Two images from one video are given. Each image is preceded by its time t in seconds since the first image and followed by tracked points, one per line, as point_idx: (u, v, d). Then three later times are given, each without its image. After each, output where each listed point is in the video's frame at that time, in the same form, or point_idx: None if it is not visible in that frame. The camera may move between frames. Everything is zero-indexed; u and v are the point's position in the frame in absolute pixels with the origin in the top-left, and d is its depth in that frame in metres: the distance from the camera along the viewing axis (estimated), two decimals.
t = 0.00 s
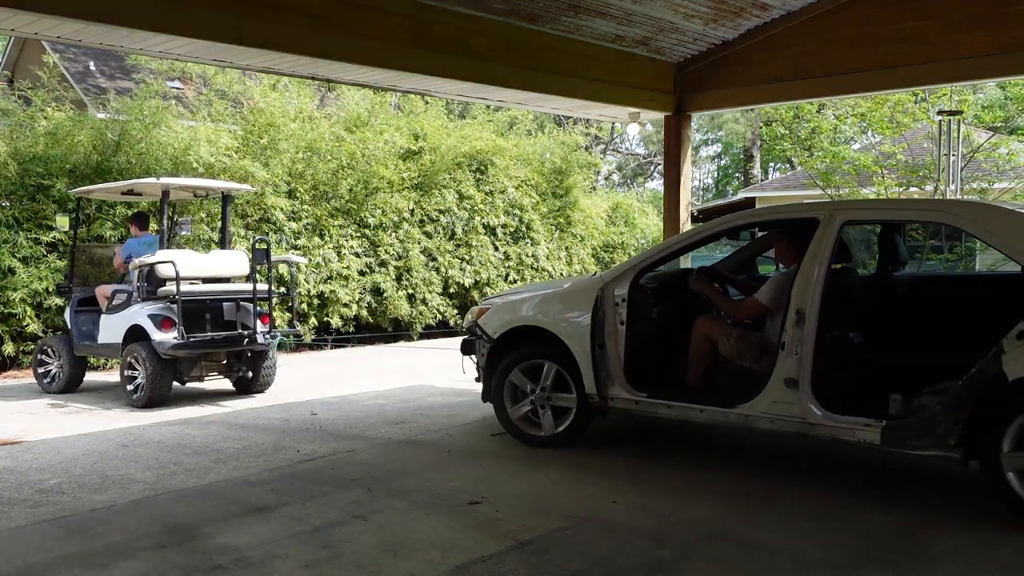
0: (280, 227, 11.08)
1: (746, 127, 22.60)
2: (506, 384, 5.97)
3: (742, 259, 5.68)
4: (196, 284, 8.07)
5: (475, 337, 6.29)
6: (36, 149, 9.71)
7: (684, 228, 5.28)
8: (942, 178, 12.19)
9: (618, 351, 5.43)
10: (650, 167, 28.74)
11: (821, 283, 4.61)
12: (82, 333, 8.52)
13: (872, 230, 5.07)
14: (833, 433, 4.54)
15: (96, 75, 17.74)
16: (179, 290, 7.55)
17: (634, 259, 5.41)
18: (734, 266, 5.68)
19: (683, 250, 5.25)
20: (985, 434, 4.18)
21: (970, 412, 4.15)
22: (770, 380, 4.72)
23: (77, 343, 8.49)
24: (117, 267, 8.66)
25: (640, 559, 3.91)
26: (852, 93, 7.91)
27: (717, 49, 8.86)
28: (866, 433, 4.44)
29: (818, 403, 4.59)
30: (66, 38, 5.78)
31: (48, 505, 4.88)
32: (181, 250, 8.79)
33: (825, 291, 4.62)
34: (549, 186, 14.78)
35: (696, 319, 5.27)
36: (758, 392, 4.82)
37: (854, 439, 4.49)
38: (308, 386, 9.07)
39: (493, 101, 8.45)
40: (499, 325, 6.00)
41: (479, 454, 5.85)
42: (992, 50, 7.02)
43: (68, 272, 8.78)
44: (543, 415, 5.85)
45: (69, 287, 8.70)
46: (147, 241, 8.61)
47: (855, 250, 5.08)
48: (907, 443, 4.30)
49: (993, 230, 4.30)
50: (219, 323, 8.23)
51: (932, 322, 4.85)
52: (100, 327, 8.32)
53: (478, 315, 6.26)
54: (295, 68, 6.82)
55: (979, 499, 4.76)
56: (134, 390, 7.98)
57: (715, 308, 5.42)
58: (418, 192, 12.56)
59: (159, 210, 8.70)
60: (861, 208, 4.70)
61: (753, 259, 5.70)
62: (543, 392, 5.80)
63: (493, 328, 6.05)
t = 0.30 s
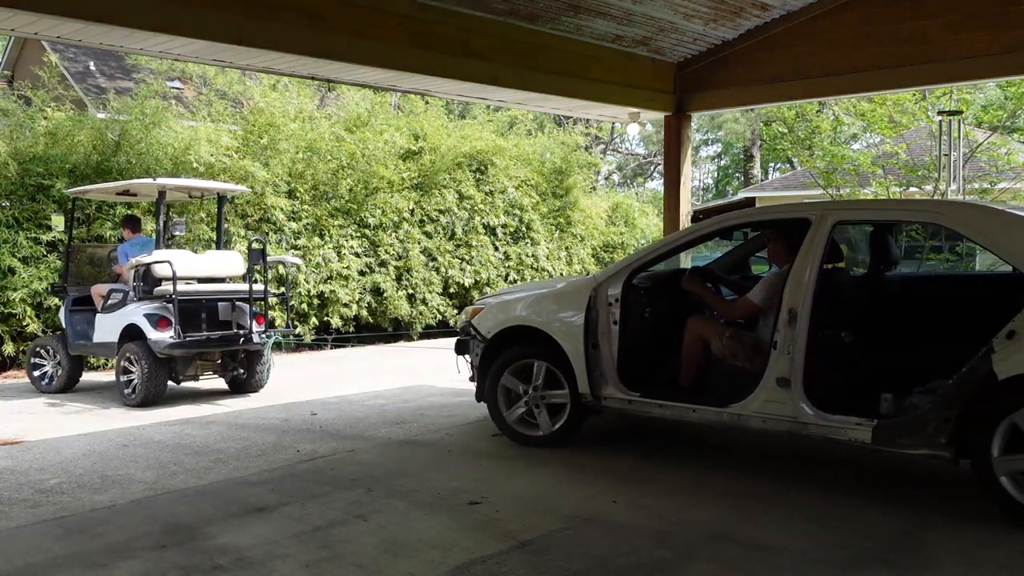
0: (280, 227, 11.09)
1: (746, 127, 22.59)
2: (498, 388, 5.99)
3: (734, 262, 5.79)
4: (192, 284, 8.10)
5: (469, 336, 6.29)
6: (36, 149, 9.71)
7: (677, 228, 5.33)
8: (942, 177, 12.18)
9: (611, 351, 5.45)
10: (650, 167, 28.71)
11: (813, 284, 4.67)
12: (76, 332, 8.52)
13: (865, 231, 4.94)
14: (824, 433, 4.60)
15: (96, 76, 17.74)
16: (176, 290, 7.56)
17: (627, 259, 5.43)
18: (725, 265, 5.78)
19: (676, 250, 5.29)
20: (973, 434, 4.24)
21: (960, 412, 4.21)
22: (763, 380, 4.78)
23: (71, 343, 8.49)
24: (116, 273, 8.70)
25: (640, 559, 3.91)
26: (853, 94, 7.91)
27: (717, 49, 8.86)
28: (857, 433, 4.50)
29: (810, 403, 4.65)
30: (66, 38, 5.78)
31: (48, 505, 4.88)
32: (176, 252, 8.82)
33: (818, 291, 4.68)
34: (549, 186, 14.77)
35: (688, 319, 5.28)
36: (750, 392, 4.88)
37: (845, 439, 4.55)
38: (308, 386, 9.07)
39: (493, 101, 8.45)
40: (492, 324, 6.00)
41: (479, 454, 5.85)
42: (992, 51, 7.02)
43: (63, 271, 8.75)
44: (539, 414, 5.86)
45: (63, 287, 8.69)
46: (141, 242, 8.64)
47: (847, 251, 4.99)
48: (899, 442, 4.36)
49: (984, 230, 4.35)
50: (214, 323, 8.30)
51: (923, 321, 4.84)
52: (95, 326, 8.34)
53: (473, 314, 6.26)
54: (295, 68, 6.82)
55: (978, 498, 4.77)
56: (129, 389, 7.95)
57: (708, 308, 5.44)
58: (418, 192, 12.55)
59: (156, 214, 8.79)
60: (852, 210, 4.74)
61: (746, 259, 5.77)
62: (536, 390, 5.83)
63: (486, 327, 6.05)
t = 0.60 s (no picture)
0: (280, 227, 11.08)
1: (746, 127, 22.58)
2: (488, 399, 6.00)
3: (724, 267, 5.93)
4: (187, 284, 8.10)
5: (458, 335, 6.30)
6: (36, 149, 9.70)
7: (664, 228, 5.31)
8: (943, 177, 12.18)
9: (599, 349, 5.46)
10: (650, 167, 28.68)
11: (801, 283, 4.65)
12: (68, 331, 8.57)
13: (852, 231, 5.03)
14: (810, 431, 4.60)
15: (96, 75, 17.74)
16: (172, 290, 7.60)
17: (616, 260, 5.46)
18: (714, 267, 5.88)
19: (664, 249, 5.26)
20: (956, 435, 4.29)
21: (942, 410, 4.26)
22: (749, 379, 4.78)
23: (63, 342, 8.54)
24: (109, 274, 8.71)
25: (640, 559, 3.91)
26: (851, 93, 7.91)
27: (717, 49, 8.87)
28: (844, 431, 4.51)
29: (796, 400, 4.64)
30: (66, 38, 5.78)
31: (48, 505, 4.88)
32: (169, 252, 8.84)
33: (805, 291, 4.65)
34: (549, 186, 14.76)
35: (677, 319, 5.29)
36: (738, 391, 4.87)
37: (831, 438, 4.55)
38: (308, 387, 9.06)
39: (493, 101, 8.45)
40: (481, 323, 6.00)
41: (480, 454, 5.85)
42: (991, 51, 7.02)
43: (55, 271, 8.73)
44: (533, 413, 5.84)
45: (55, 287, 8.67)
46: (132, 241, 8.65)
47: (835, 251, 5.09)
48: (885, 440, 4.39)
49: (969, 231, 4.38)
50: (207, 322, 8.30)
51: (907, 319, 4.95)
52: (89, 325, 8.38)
53: (462, 314, 6.25)
54: (295, 68, 6.82)
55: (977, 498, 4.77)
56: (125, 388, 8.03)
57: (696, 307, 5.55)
58: (418, 192, 12.54)
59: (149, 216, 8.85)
60: (838, 210, 4.75)
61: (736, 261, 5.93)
62: (524, 390, 5.83)
63: (475, 327, 6.05)
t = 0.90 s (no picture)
0: (280, 227, 11.07)
1: (747, 127, 22.57)
2: (472, 412, 6.04)
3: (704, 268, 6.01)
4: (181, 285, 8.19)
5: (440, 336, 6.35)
6: (36, 149, 9.70)
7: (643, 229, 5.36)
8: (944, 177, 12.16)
9: (579, 348, 5.51)
10: (650, 167, 28.68)
11: (777, 283, 4.72)
12: (54, 330, 8.58)
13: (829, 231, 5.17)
14: (786, 429, 4.66)
15: (96, 75, 17.74)
16: (168, 289, 7.71)
17: (596, 260, 5.50)
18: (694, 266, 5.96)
19: (645, 249, 5.32)
20: (927, 434, 4.39)
21: (914, 408, 4.36)
22: (726, 378, 4.84)
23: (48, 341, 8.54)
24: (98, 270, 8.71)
25: (639, 559, 3.91)
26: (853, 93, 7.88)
27: (717, 49, 8.88)
28: (818, 429, 4.58)
29: (772, 398, 4.71)
30: (66, 38, 5.78)
31: (48, 505, 4.88)
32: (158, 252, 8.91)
33: (780, 290, 4.73)
34: (549, 186, 14.75)
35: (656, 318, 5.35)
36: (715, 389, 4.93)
37: (806, 435, 4.62)
38: (308, 387, 9.06)
39: (493, 101, 8.45)
40: (462, 324, 6.04)
41: (480, 454, 5.85)
42: (991, 51, 7.02)
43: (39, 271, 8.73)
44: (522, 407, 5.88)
45: (39, 287, 8.69)
46: (124, 240, 8.71)
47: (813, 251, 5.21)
48: (859, 438, 4.49)
49: (942, 231, 4.49)
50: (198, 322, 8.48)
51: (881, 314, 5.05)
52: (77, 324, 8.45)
53: (444, 314, 6.29)
54: (295, 68, 6.82)
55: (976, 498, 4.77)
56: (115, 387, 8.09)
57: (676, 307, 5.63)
58: (418, 192, 12.53)
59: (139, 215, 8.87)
60: (815, 211, 4.82)
61: (716, 259, 6.03)
62: (503, 389, 5.90)
63: (456, 326, 6.09)
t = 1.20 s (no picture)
0: (280, 227, 11.07)
1: (747, 127, 22.58)
2: (458, 425, 6.09)
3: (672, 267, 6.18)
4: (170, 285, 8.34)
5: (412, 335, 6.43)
6: (35, 149, 9.72)
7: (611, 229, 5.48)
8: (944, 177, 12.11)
9: (548, 347, 5.63)
10: (650, 167, 28.69)
11: (740, 283, 4.88)
12: (33, 331, 8.64)
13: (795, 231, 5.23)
14: (748, 424, 4.81)
15: (96, 75, 17.74)
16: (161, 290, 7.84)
17: (564, 259, 5.63)
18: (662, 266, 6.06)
19: (615, 249, 5.45)
20: (884, 430, 4.52)
21: (871, 404, 4.51)
22: (691, 375, 4.98)
23: (29, 342, 8.61)
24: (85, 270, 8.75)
25: (639, 559, 3.92)
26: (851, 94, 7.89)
27: (717, 49, 8.88)
28: (779, 424, 4.72)
29: (735, 395, 4.85)
30: (66, 38, 5.79)
31: (48, 505, 4.88)
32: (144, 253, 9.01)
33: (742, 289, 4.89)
34: (549, 186, 14.75)
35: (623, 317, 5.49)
36: (681, 386, 5.07)
37: (768, 431, 4.76)
38: (308, 386, 9.07)
39: (492, 101, 8.45)
40: (433, 323, 6.14)
41: (480, 454, 5.85)
42: (992, 52, 7.02)
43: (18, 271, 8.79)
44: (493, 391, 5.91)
45: (16, 287, 8.75)
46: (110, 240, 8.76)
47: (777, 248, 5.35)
48: (819, 433, 4.63)
49: (900, 232, 4.65)
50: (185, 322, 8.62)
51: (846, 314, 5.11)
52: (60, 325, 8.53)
53: (415, 313, 6.39)
54: (294, 68, 6.83)
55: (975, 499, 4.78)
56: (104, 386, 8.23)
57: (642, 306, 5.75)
58: (418, 192, 12.52)
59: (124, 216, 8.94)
60: (776, 212, 4.98)
61: (685, 259, 6.22)
62: (468, 388, 6.00)
63: (428, 326, 6.19)
